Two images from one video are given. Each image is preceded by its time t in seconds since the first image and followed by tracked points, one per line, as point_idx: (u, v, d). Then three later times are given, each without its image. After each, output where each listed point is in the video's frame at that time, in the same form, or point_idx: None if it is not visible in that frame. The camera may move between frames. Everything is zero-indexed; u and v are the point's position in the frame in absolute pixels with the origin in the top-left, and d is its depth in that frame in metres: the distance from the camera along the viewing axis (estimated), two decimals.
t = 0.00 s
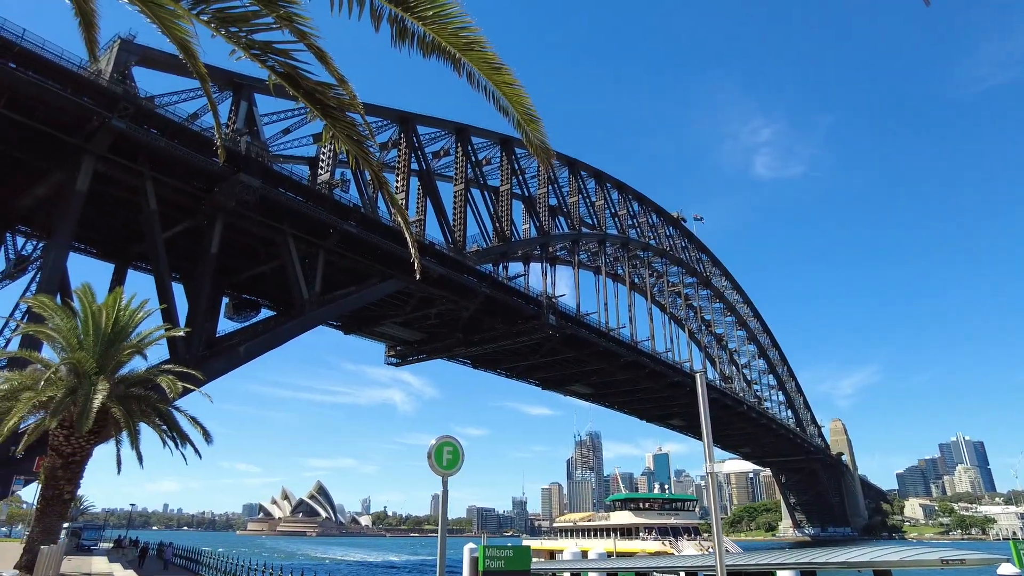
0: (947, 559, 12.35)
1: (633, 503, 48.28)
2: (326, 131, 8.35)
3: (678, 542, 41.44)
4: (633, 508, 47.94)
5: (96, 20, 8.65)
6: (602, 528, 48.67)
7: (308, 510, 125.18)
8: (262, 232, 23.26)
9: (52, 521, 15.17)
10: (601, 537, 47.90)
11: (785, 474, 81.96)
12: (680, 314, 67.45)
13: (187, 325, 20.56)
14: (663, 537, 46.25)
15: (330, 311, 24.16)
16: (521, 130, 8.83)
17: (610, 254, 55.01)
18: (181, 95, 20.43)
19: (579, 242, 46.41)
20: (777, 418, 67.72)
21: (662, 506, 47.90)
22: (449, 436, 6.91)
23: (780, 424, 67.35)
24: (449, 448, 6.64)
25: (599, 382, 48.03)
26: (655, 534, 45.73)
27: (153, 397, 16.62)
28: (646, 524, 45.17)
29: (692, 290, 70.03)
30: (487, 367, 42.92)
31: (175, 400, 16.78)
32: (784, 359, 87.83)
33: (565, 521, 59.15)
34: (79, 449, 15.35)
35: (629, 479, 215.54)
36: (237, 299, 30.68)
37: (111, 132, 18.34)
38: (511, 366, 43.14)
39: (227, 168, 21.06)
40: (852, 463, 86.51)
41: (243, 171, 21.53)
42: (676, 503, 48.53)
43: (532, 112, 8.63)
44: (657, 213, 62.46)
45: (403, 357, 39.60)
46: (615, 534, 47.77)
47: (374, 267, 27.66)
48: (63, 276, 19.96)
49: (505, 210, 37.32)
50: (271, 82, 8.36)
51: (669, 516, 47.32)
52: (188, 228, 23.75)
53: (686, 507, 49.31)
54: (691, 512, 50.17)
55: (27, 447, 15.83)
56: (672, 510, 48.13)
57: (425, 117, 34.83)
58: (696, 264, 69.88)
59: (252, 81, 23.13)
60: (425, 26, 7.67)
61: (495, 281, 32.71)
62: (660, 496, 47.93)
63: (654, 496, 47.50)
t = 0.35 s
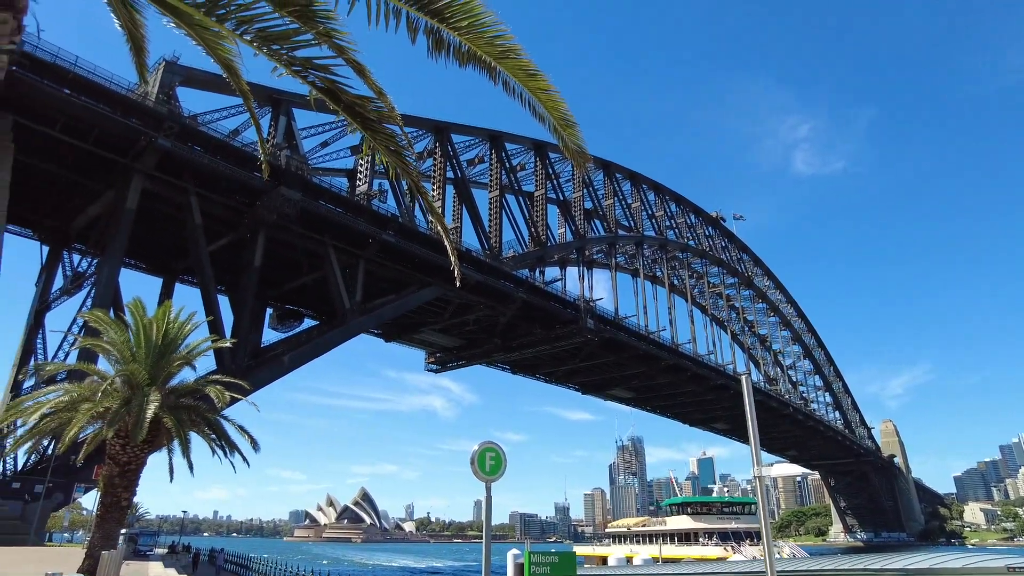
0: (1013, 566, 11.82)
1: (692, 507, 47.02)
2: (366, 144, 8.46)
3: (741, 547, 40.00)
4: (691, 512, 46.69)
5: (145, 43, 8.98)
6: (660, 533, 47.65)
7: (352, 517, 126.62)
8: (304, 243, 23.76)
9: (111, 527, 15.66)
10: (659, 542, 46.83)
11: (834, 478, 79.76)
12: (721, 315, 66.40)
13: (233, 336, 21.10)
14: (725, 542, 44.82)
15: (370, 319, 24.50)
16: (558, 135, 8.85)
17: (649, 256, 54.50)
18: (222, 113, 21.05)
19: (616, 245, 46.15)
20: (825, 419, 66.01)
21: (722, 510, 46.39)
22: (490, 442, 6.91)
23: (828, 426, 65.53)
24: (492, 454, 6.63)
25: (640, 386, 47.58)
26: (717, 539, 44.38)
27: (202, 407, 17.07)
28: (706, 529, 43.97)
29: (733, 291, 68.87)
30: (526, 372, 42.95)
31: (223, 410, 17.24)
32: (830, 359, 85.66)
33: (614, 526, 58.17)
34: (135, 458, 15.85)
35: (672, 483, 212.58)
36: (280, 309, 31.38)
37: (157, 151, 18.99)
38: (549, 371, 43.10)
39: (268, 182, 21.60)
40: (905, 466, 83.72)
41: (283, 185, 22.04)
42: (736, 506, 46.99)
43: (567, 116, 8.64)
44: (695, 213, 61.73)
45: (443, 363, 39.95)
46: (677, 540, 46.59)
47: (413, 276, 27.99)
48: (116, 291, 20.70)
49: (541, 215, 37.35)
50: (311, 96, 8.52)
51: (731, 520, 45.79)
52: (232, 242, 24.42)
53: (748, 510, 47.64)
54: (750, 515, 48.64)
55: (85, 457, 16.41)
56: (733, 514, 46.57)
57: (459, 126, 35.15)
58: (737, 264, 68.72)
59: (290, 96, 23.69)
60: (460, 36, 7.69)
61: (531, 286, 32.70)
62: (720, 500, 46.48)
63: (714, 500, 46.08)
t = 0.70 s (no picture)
0: None
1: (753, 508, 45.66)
2: (403, 150, 8.57)
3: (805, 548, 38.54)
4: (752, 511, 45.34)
5: (188, 62, 9.28)
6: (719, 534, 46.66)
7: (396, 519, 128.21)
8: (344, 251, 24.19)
9: (167, 529, 16.16)
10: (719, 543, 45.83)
11: (887, 477, 77.42)
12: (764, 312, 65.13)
13: (279, 343, 21.59)
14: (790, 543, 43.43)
15: (411, 324, 24.78)
16: (594, 136, 8.83)
17: (688, 254, 53.84)
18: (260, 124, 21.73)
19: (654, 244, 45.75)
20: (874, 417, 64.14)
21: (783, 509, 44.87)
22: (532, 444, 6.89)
23: (879, 424, 63.66)
24: (534, 456, 6.58)
25: (682, 385, 46.98)
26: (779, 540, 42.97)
27: (249, 412, 17.48)
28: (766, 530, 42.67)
29: (776, 287, 67.50)
30: (565, 373, 42.84)
31: (269, 415, 17.63)
32: (879, 355, 83.25)
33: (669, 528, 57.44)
34: (187, 463, 16.33)
35: (717, 484, 209.17)
36: (322, 315, 31.98)
37: (201, 165, 19.56)
38: (589, 372, 42.91)
39: (308, 192, 22.03)
40: (962, 464, 80.77)
41: (323, 194, 22.45)
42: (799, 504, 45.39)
43: (603, 116, 8.62)
44: (735, 209, 60.72)
45: (482, 365, 40.15)
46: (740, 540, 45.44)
47: (452, 280, 28.21)
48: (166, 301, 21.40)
49: (577, 215, 37.24)
50: (350, 106, 8.68)
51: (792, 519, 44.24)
52: (274, 250, 24.99)
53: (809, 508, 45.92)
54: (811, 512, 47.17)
55: (140, 462, 16.99)
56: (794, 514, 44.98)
57: (493, 129, 35.31)
58: (779, 259, 67.34)
59: (327, 106, 24.14)
60: (494, 40, 7.72)
61: (569, 287, 32.61)
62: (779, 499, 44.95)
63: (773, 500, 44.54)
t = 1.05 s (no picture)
0: None
1: (807, 505, 44.14)
2: (432, 154, 8.65)
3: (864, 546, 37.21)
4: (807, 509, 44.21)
5: (222, 73, 9.48)
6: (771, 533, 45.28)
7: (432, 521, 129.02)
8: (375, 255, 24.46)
9: (209, 531, 16.53)
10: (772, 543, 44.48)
11: (932, 476, 75.27)
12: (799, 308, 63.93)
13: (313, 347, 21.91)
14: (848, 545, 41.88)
15: (442, 326, 24.94)
16: (624, 133, 8.80)
17: (720, 251, 53.19)
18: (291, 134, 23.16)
19: (685, 241, 45.30)
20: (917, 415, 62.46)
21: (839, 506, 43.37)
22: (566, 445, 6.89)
23: (922, 421, 61.94)
24: (568, 457, 6.57)
25: (717, 384, 46.39)
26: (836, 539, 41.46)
27: (285, 416, 17.81)
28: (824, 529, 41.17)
29: (812, 282, 66.23)
30: (598, 373, 42.67)
31: (305, 418, 17.91)
32: (921, 350, 81.06)
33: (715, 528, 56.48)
34: (226, 466, 16.70)
35: (754, 484, 205.83)
36: (355, 319, 32.38)
37: (235, 174, 19.96)
38: (621, 371, 42.66)
39: (339, 198, 22.34)
40: (1012, 462, 78.07)
41: (354, 199, 22.74)
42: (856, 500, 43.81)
43: (633, 114, 8.58)
44: (767, 204, 59.79)
45: (513, 366, 40.22)
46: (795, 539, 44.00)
47: (482, 281, 28.31)
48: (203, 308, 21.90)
49: (606, 214, 37.09)
50: (380, 112, 8.77)
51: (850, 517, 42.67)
52: (307, 256, 25.39)
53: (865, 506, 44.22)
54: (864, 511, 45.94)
55: (182, 466, 17.41)
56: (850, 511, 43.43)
57: (521, 130, 35.39)
58: (814, 254, 66.09)
59: (356, 113, 24.46)
60: (521, 41, 7.72)
61: (600, 287, 32.46)
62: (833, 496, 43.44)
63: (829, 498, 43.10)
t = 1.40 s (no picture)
0: None
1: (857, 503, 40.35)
2: (453, 156, 8.69)
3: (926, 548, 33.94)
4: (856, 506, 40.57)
5: (244, 79, 9.61)
6: (811, 533, 41.94)
7: (458, 522, 129.32)
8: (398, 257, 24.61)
9: (238, 532, 16.72)
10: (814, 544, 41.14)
11: (967, 475, 73.50)
12: (826, 304, 62.97)
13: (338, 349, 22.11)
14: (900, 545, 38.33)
15: (466, 327, 25.01)
16: (645, 130, 8.77)
17: (744, 248, 52.61)
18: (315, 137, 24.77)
19: (709, 238, 44.87)
20: (951, 412, 61.08)
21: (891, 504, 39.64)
22: (591, 445, 6.86)
23: (956, 418, 60.52)
24: (593, 457, 6.49)
25: (743, 383, 45.88)
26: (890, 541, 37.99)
27: (312, 418, 18.00)
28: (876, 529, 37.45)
29: (839, 278, 65.20)
30: (622, 373, 42.47)
31: (331, 420, 18.07)
32: (953, 346, 79.29)
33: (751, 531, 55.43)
34: (254, 468, 16.93)
35: (783, 483, 203.10)
36: (379, 321, 32.61)
37: (259, 179, 20.22)
38: (646, 370, 42.42)
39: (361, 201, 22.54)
40: None
41: (376, 202, 22.93)
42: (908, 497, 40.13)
43: (654, 110, 8.55)
44: (792, 199, 59.02)
45: (536, 366, 40.25)
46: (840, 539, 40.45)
47: (504, 281, 28.30)
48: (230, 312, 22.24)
49: (628, 212, 36.90)
50: (400, 115, 8.82)
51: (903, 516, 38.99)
52: (331, 260, 25.64)
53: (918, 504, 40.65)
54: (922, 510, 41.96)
55: (211, 468, 17.68)
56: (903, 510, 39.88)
57: (541, 130, 35.39)
58: (841, 249, 65.03)
59: (377, 117, 24.68)
60: (540, 41, 7.73)
61: (622, 285, 32.30)
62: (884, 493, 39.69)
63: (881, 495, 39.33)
